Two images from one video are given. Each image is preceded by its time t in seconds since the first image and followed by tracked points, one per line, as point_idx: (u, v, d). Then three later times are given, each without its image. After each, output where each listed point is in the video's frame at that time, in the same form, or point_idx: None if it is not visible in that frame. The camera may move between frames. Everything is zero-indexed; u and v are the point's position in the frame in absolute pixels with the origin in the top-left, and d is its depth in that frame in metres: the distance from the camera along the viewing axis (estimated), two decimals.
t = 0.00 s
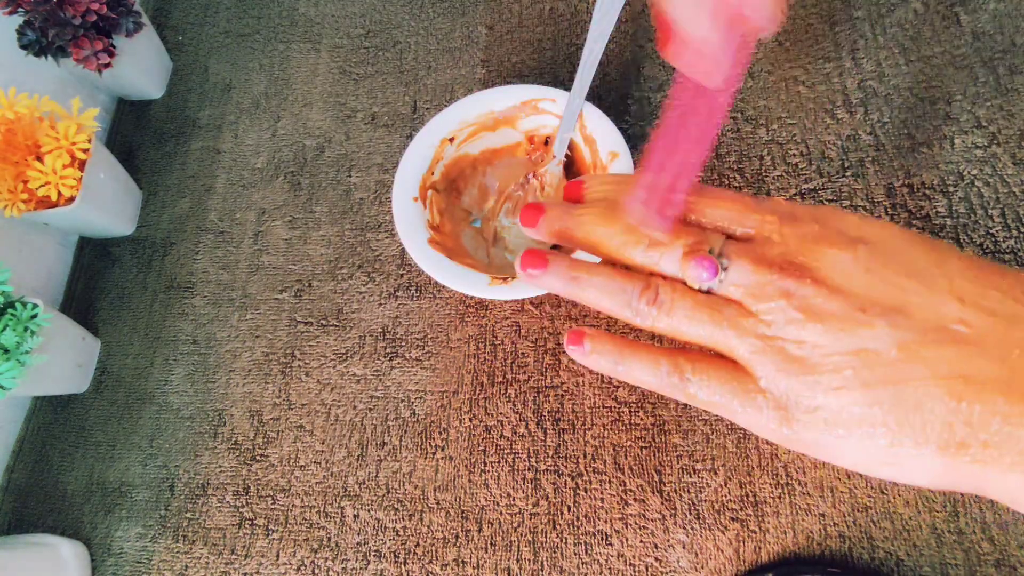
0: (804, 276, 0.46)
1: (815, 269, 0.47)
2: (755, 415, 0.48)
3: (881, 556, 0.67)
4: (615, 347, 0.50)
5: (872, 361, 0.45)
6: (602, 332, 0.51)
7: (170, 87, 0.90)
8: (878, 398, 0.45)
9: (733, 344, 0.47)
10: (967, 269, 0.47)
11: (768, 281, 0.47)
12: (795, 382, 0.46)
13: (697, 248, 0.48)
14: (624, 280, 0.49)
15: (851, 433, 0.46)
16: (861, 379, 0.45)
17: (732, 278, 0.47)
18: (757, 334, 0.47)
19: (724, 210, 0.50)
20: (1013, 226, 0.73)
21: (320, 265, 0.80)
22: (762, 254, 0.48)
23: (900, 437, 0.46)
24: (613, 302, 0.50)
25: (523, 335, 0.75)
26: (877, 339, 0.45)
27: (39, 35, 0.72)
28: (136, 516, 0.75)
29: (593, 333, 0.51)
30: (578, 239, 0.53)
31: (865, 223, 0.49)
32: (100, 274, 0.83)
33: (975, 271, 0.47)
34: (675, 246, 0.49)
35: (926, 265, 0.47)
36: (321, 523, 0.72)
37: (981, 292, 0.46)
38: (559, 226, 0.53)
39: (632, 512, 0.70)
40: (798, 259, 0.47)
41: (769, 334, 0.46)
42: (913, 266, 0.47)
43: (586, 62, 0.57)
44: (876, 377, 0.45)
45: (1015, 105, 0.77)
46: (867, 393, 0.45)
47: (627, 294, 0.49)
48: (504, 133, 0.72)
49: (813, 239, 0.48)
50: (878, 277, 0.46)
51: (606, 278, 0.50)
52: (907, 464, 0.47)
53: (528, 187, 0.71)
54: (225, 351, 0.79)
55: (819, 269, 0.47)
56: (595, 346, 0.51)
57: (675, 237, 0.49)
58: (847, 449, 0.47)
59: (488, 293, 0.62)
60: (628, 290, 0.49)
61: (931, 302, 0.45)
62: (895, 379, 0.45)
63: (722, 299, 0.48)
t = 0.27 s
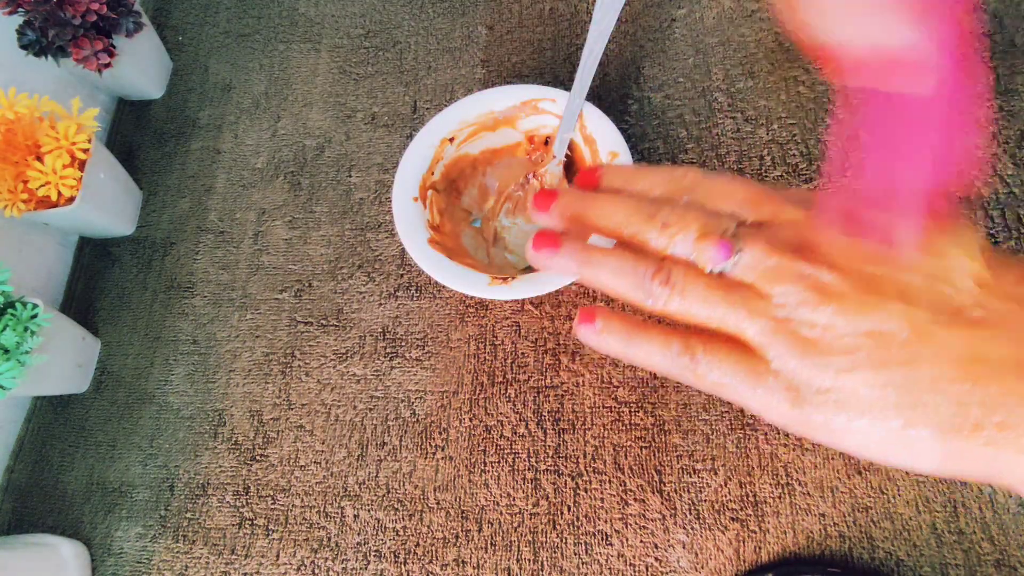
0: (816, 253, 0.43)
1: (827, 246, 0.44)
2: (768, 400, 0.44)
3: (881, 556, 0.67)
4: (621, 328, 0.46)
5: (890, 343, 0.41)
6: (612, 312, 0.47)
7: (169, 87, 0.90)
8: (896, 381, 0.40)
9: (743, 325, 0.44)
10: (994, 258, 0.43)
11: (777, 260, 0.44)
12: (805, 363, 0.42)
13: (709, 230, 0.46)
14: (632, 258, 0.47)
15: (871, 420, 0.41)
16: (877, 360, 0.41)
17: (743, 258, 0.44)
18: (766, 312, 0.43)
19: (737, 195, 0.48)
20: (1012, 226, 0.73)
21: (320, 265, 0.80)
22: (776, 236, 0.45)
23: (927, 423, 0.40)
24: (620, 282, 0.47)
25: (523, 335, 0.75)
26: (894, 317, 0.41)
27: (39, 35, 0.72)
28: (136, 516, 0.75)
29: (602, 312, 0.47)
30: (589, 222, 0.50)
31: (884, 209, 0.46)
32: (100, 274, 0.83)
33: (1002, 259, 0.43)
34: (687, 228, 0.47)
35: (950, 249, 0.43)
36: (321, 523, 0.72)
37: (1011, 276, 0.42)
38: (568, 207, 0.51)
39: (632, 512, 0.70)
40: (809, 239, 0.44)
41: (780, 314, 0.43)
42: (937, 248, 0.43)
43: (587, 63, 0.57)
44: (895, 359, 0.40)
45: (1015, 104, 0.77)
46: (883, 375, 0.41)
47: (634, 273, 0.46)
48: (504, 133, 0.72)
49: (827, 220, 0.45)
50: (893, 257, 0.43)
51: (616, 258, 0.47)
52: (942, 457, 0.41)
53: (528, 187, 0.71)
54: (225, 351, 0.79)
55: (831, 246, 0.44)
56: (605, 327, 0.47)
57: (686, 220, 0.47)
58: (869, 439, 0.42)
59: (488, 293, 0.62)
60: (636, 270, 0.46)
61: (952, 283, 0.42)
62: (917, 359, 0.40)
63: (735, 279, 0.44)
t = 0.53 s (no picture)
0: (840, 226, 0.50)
1: (855, 219, 0.51)
2: (778, 361, 0.52)
3: (881, 556, 0.67)
4: (645, 292, 0.54)
5: (901, 308, 0.48)
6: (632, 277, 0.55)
7: (170, 87, 0.90)
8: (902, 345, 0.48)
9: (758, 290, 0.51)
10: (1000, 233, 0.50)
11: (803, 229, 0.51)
12: (822, 327, 0.50)
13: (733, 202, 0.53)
14: (660, 229, 0.54)
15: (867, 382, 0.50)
16: (883, 325, 0.49)
17: (766, 228, 0.52)
18: (787, 281, 0.51)
19: (766, 171, 0.55)
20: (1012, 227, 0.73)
21: (320, 265, 0.80)
22: (801, 208, 0.52)
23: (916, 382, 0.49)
24: (649, 250, 0.54)
25: (523, 335, 0.75)
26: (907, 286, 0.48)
27: (39, 35, 0.72)
28: (136, 516, 0.75)
29: (624, 275, 0.55)
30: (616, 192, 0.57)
31: (905, 185, 0.53)
32: (100, 274, 0.83)
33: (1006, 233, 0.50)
34: (711, 202, 0.54)
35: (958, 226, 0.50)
36: (321, 523, 0.72)
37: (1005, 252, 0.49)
38: (598, 176, 0.59)
39: (632, 512, 0.70)
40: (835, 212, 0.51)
41: (802, 281, 0.50)
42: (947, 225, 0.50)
43: (587, 63, 0.57)
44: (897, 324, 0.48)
45: (1015, 105, 0.77)
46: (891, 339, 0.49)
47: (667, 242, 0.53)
48: (504, 133, 0.72)
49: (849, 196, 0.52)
50: (914, 230, 0.50)
51: (639, 227, 0.54)
52: (916, 414, 0.50)
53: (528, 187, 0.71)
54: (225, 351, 0.79)
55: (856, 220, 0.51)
56: (626, 290, 0.55)
57: (711, 194, 0.54)
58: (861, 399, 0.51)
59: (488, 293, 0.62)
60: (663, 237, 0.53)
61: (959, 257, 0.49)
62: (915, 326, 0.48)
63: (751, 249, 0.52)
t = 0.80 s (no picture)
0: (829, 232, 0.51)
1: (845, 225, 0.51)
2: (767, 362, 0.52)
3: (882, 556, 0.67)
4: (640, 292, 0.57)
5: (888, 311, 0.48)
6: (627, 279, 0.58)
7: (170, 88, 0.90)
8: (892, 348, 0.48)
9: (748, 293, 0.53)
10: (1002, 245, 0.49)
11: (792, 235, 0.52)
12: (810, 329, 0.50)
13: (724, 207, 0.55)
14: (652, 235, 0.56)
15: (857, 386, 0.49)
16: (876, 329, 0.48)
17: (757, 236, 0.53)
18: (774, 283, 0.52)
19: (760, 179, 0.56)
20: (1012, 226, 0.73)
21: (320, 265, 0.80)
22: (792, 215, 0.53)
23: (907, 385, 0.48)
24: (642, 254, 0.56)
25: (523, 335, 0.75)
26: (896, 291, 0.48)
27: (39, 35, 0.72)
28: (136, 516, 0.75)
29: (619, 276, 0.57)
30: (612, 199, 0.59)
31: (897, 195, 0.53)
32: (101, 274, 0.83)
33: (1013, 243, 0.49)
34: (702, 207, 0.55)
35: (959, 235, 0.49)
36: (321, 523, 0.72)
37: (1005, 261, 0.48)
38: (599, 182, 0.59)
39: (632, 512, 0.70)
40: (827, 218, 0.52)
41: (790, 285, 0.51)
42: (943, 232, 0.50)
43: (586, 62, 0.57)
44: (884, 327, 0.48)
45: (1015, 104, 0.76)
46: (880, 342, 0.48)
47: (659, 247, 0.56)
48: (503, 133, 0.72)
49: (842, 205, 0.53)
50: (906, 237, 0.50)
51: (633, 232, 0.56)
52: (908, 418, 0.49)
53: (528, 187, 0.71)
54: (225, 351, 0.79)
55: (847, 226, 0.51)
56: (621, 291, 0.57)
57: (702, 200, 0.56)
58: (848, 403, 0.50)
59: (489, 293, 0.62)
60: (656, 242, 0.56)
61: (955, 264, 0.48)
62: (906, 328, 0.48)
63: (741, 254, 0.54)
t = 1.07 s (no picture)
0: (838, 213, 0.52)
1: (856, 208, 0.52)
2: (773, 344, 0.53)
3: (881, 556, 0.67)
4: (646, 274, 0.57)
5: (894, 290, 0.49)
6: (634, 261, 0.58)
7: (170, 88, 0.90)
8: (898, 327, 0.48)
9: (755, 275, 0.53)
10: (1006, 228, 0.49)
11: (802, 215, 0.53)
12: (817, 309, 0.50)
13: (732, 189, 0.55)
14: (662, 216, 0.57)
15: (862, 367, 0.49)
16: (881, 310, 0.49)
17: (767, 216, 0.54)
18: (783, 263, 0.52)
19: (770, 164, 0.57)
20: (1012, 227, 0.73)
21: (320, 265, 0.80)
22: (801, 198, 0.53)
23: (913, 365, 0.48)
24: (652, 236, 0.57)
25: (523, 335, 0.75)
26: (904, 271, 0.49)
27: (39, 35, 0.72)
28: (136, 516, 0.75)
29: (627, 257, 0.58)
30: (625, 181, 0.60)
31: (906, 180, 0.53)
32: (100, 274, 0.83)
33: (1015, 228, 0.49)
34: (712, 189, 0.56)
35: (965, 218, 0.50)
36: (321, 523, 0.72)
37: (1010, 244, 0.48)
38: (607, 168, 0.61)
39: (632, 512, 0.70)
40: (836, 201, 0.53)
41: (798, 266, 0.52)
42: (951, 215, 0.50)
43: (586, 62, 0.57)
44: (890, 307, 0.49)
45: (1015, 105, 0.77)
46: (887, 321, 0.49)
47: (668, 228, 0.56)
48: (504, 133, 0.72)
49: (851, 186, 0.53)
50: (915, 218, 0.50)
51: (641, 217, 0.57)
52: (914, 399, 0.49)
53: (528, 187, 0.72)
54: (225, 351, 0.79)
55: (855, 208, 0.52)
56: (628, 272, 0.58)
57: (711, 183, 0.57)
58: (854, 385, 0.50)
59: (489, 294, 0.62)
60: (665, 223, 0.57)
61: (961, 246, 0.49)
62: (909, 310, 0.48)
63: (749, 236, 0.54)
